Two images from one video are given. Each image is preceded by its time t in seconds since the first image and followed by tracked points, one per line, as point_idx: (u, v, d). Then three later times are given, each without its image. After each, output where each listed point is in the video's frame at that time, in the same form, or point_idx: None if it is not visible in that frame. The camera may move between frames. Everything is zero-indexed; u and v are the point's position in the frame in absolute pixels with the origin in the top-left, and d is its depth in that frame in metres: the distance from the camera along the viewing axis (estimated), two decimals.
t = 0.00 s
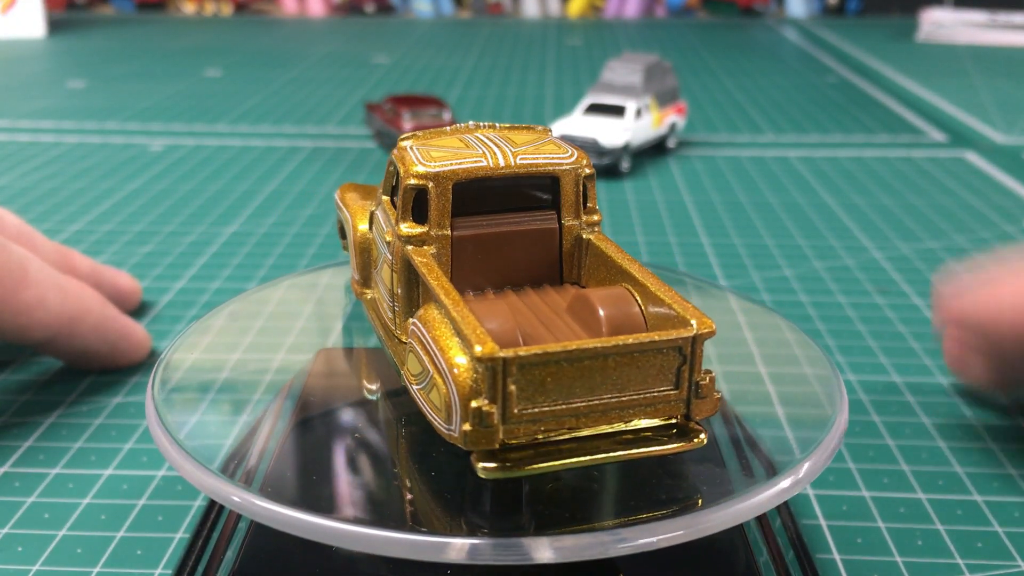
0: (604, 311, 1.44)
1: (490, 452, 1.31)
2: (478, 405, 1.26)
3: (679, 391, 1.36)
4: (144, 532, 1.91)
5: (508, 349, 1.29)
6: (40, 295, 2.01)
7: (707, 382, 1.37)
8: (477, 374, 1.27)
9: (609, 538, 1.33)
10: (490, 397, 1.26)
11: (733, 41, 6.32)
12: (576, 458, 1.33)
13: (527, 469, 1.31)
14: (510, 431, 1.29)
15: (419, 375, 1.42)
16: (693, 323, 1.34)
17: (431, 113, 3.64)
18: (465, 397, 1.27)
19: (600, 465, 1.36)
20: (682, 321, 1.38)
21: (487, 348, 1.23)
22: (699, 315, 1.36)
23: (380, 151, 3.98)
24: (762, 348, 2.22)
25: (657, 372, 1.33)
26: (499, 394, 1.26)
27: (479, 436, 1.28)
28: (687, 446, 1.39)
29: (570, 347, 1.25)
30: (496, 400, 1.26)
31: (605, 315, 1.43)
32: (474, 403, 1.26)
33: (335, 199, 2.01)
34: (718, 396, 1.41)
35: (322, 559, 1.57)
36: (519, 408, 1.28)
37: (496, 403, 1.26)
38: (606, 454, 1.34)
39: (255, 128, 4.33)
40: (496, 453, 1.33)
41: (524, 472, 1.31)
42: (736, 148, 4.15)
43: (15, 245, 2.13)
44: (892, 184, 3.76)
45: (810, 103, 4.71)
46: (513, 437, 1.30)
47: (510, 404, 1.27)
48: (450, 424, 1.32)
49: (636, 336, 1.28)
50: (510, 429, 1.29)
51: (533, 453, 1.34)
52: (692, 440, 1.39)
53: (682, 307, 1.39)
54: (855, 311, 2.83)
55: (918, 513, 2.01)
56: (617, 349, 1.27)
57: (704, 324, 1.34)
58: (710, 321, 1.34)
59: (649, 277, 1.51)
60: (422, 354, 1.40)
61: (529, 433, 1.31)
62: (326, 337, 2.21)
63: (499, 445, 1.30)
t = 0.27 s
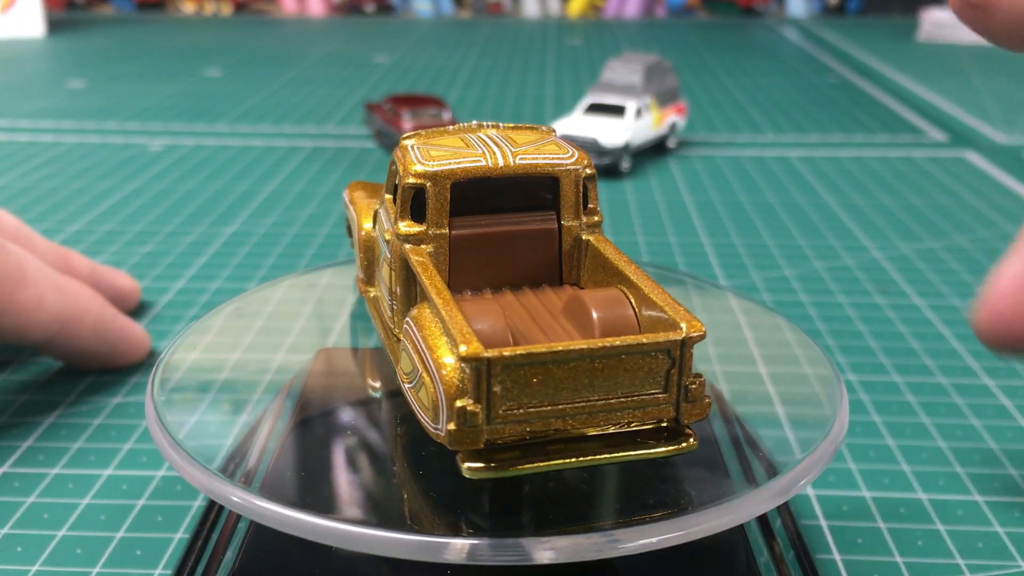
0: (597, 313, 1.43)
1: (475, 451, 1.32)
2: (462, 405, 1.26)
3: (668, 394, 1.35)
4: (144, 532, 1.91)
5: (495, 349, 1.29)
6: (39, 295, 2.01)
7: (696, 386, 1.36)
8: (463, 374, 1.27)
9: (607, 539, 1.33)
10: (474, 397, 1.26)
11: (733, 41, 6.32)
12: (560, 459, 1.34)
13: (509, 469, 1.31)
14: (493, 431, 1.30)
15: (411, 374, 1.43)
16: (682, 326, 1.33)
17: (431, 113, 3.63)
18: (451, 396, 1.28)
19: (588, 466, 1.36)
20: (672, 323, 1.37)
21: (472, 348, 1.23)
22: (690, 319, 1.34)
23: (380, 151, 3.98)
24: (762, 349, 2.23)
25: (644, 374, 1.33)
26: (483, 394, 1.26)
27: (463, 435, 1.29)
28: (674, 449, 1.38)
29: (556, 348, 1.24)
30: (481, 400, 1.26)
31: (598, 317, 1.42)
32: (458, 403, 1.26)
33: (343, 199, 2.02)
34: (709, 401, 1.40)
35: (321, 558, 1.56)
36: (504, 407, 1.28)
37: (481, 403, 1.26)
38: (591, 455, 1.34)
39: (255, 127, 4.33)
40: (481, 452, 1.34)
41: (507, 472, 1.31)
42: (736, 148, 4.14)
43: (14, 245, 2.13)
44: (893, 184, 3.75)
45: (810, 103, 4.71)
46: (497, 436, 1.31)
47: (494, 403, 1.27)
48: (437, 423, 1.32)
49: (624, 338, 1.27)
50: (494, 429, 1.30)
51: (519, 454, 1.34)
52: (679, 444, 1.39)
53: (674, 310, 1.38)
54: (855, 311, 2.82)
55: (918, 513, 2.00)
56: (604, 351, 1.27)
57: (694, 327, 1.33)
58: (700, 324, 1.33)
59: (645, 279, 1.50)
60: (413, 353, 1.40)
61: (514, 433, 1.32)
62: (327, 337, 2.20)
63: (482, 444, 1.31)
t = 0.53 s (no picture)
0: (590, 315, 1.43)
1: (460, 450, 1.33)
2: (446, 404, 1.26)
3: (655, 398, 1.35)
4: (144, 532, 1.91)
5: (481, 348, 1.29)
6: (39, 296, 2.01)
7: (684, 390, 1.35)
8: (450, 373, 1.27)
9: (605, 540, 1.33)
10: (459, 396, 1.27)
11: (733, 41, 6.31)
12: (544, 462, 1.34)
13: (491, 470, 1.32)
14: (477, 430, 1.30)
15: (403, 372, 1.44)
16: (671, 329, 1.32)
17: (432, 113, 3.63)
18: (436, 394, 1.28)
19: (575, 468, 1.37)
20: (661, 326, 1.36)
21: (457, 347, 1.23)
22: (680, 322, 1.33)
23: (380, 151, 3.98)
24: (762, 349, 2.23)
25: (632, 376, 1.32)
26: (467, 393, 1.27)
27: (448, 434, 1.29)
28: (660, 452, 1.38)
29: (541, 348, 1.24)
30: (465, 399, 1.27)
31: (590, 319, 1.42)
32: (442, 402, 1.27)
33: (352, 198, 2.02)
34: (698, 405, 1.40)
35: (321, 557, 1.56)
36: (489, 406, 1.29)
37: (465, 402, 1.27)
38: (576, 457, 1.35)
39: (255, 127, 4.33)
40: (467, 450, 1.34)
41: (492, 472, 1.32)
42: (736, 148, 4.14)
43: (14, 245, 2.13)
44: (893, 184, 3.75)
45: (810, 103, 4.71)
46: (483, 436, 1.32)
47: (478, 403, 1.28)
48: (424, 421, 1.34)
49: (611, 340, 1.27)
50: (477, 429, 1.30)
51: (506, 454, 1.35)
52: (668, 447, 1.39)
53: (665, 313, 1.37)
54: (855, 311, 2.82)
55: (918, 513, 2.00)
56: (590, 353, 1.26)
57: (683, 331, 1.32)
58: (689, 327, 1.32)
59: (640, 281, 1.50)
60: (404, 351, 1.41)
61: (500, 433, 1.32)
62: (328, 337, 2.20)
63: (466, 443, 1.32)
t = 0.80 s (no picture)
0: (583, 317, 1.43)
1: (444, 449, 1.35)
2: (430, 404, 1.28)
3: (643, 400, 1.35)
4: (144, 532, 1.91)
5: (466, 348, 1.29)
6: (39, 296, 2.01)
7: (672, 394, 1.35)
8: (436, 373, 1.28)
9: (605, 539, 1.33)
10: (443, 396, 1.28)
11: (733, 41, 6.31)
12: (529, 464, 1.36)
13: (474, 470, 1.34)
14: (461, 430, 1.31)
15: (398, 371, 1.46)
16: (660, 332, 1.31)
17: (432, 113, 3.62)
18: (422, 394, 1.30)
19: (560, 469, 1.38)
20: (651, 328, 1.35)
21: (442, 347, 1.23)
22: (670, 325, 1.32)
23: (380, 151, 3.98)
24: (763, 348, 2.23)
25: (619, 379, 1.32)
26: (452, 393, 1.27)
27: (434, 433, 1.31)
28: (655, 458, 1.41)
29: (526, 349, 1.24)
30: (449, 398, 1.28)
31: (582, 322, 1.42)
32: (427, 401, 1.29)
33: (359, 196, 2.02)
34: (688, 409, 1.40)
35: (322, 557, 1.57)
36: (474, 407, 1.29)
37: (449, 402, 1.28)
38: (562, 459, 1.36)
39: (255, 127, 4.32)
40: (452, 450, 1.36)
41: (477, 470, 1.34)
42: (736, 148, 4.14)
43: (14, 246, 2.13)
44: (893, 184, 3.75)
45: (810, 103, 4.71)
46: (468, 435, 1.33)
47: (463, 403, 1.29)
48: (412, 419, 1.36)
49: (597, 342, 1.26)
50: (462, 430, 1.31)
51: (492, 454, 1.36)
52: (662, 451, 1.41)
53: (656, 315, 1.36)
54: (855, 311, 2.82)
55: (918, 513, 2.00)
56: (576, 355, 1.26)
57: (671, 333, 1.30)
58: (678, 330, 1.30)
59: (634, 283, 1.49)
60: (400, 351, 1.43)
61: (485, 433, 1.33)
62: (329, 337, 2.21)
63: (450, 443, 1.33)
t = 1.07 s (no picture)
0: (575, 318, 1.43)
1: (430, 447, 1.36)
2: (415, 402, 1.30)
3: (631, 403, 1.35)
4: (144, 532, 1.91)
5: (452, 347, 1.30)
6: (40, 296, 2.01)
7: (660, 397, 1.35)
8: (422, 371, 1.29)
9: (604, 539, 1.33)
10: (428, 394, 1.29)
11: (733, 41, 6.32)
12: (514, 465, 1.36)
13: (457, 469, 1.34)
14: (446, 430, 1.32)
15: (389, 369, 1.47)
16: (647, 335, 1.30)
17: (432, 113, 3.62)
18: (408, 391, 1.32)
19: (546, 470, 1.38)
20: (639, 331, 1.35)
21: (427, 345, 1.24)
22: (659, 327, 1.31)
23: (380, 151, 3.98)
24: (763, 348, 2.24)
25: (606, 381, 1.31)
26: (437, 392, 1.28)
27: (419, 432, 1.32)
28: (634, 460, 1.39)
29: (511, 349, 1.24)
30: (434, 397, 1.29)
31: (573, 323, 1.41)
32: (413, 400, 1.30)
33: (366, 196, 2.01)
34: (676, 413, 1.40)
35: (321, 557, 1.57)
36: (459, 406, 1.30)
37: (434, 400, 1.29)
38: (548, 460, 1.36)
39: (255, 127, 4.32)
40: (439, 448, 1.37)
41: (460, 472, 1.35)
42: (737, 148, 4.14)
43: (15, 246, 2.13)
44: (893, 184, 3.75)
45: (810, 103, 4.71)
46: (454, 434, 1.33)
47: (448, 402, 1.29)
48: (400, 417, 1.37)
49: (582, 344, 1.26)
50: (447, 429, 1.32)
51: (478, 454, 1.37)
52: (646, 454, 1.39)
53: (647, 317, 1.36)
54: (855, 312, 2.82)
55: (918, 513, 2.00)
56: (562, 356, 1.26)
57: (659, 336, 1.30)
58: (667, 333, 1.30)
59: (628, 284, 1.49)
60: (392, 349, 1.45)
61: (470, 433, 1.34)
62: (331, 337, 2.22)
63: (435, 442, 1.34)
